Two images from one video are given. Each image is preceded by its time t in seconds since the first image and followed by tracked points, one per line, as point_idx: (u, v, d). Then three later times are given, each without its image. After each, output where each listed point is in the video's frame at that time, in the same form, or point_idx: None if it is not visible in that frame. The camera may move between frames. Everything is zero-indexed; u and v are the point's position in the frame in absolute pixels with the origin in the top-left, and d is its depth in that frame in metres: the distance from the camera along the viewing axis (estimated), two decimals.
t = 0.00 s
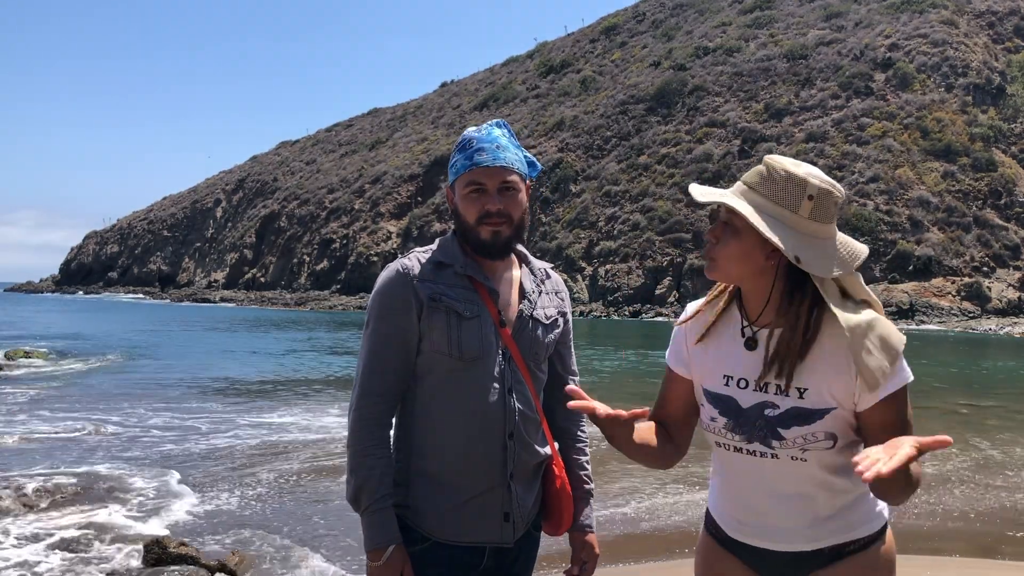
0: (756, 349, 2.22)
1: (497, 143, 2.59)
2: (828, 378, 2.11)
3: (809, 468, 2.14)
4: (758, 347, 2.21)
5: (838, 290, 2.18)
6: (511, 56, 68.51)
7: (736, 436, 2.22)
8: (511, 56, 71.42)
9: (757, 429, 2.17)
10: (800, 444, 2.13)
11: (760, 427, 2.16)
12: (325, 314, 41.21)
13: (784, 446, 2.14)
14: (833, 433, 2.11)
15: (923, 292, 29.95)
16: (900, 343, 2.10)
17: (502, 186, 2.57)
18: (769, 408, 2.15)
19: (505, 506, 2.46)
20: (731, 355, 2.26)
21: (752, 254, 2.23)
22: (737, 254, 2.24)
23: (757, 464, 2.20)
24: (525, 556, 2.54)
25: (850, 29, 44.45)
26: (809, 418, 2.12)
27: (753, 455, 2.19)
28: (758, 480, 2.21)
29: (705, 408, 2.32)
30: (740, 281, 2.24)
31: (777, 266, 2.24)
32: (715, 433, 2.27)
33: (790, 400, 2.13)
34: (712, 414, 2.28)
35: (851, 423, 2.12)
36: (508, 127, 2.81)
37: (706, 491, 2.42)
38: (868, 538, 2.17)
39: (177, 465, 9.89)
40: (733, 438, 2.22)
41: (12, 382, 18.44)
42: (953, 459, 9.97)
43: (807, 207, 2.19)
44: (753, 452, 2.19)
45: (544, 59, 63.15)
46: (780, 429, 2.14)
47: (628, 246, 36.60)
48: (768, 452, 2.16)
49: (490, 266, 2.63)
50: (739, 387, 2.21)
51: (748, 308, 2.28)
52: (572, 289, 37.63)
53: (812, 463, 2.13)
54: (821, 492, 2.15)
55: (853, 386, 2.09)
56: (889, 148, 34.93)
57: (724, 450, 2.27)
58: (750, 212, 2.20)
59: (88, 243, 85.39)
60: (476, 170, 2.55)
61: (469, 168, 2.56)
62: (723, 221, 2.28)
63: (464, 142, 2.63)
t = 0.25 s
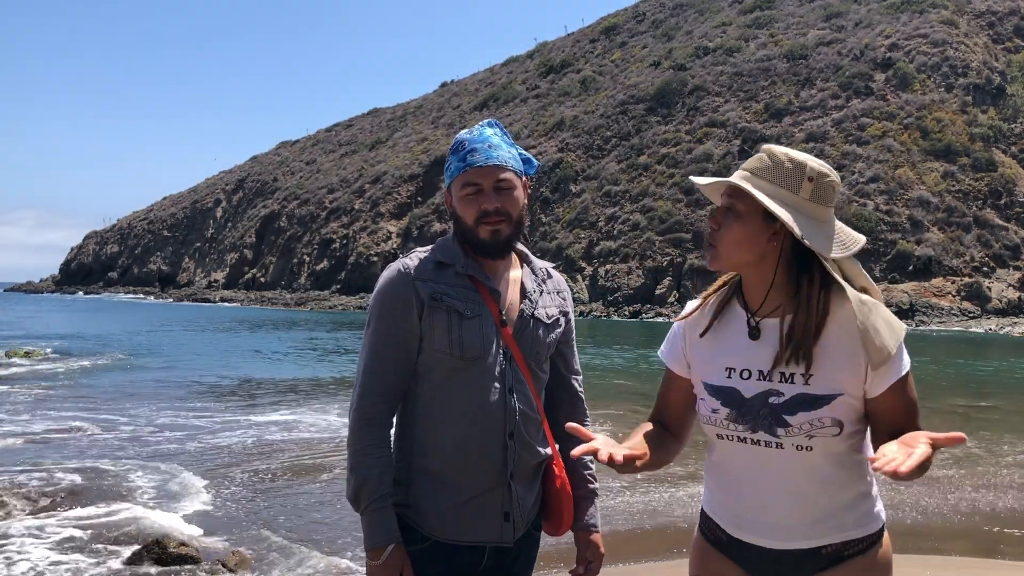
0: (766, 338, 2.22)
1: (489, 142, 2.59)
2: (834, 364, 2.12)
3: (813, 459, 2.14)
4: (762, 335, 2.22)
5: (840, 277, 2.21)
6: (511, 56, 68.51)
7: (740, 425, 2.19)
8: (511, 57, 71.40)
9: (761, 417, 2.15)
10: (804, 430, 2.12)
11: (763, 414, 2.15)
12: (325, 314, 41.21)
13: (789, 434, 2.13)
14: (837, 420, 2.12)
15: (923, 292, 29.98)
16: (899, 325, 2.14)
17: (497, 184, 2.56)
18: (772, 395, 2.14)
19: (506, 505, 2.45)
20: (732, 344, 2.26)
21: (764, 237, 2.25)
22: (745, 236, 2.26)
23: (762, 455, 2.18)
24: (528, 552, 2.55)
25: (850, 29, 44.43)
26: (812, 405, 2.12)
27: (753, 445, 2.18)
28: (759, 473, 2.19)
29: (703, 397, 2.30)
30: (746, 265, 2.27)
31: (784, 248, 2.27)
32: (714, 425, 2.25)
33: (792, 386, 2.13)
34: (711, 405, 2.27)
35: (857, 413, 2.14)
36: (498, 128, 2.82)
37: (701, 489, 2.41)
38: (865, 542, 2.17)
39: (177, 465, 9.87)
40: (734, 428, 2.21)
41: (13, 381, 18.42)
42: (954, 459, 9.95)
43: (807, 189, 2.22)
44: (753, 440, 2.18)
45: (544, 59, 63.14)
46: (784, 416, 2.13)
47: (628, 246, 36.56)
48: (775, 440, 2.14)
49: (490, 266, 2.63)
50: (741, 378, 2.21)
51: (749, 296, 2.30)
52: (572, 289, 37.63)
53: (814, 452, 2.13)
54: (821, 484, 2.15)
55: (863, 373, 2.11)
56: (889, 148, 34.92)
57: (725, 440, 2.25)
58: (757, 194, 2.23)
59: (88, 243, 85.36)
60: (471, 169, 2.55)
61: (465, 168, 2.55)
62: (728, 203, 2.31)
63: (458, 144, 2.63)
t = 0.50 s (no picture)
0: (763, 328, 2.24)
1: (481, 142, 2.61)
2: (831, 355, 2.15)
3: (810, 449, 2.15)
4: (759, 327, 2.24)
5: (837, 270, 2.24)
6: (511, 56, 68.54)
7: (737, 415, 2.20)
8: (511, 56, 71.42)
9: (757, 405, 2.17)
10: (802, 417, 2.13)
11: (760, 403, 2.17)
12: (325, 314, 41.24)
13: (785, 422, 2.14)
14: (836, 406, 2.13)
15: (923, 292, 30.04)
16: (896, 318, 2.18)
17: (491, 182, 2.57)
18: (768, 382, 2.16)
19: (503, 504, 2.46)
20: (727, 337, 2.29)
21: (763, 228, 2.28)
22: (741, 227, 2.29)
23: (759, 443, 2.19)
24: (528, 550, 2.55)
25: (850, 29, 44.46)
26: (808, 393, 2.13)
27: (751, 433, 2.19)
28: (757, 463, 2.20)
29: (699, 387, 2.31)
30: (743, 256, 2.30)
31: (783, 241, 2.30)
32: (708, 413, 2.27)
33: (790, 374, 2.15)
34: (705, 394, 2.28)
35: (855, 403, 2.16)
36: (493, 128, 2.83)
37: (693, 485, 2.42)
38: (857, 543, 2.20)
39: (180, 466, 9.88)
40: (731, 417, 2.22)
41: (14, 381, 18.42)
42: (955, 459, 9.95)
43: (802, 182, 2.26)
44: (749, 429, 2.19)
45: (544, 59, 63.18)
46: (782, 402, 2.15)
47: (628, 246, 36.57)
48: (772, 428, 2.16)
49: (491, 265, 2.64)
50: (737, 367, 2.23)
51: (745, 288, 2.34)
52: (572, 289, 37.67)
53: (809, 440, 2.14)
54: (818, 473, 2.16)
55: (863, 364, 2.14)
56: (889, 148, 34.94)
57: (721, 430, 2.26)
58: (755, 188, 2.26)
59: (88, 243, 85.41)
60: (467, 168, 2.56)
61: (460, 168, 2.57)
62: (724, 194, 2.35)
63: (455, 144, 2.64)
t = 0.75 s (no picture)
0: (760, 327, 2.25)
1: (484, 143, 2.62)
2: (827, 356, 2.15)
3: (804, 447, 2.16)
4: (755, 325, 2.25)
5: (834, 274, 2.26)
6: (511, 56, 68.56)
7: (732, 413, 2.21)
8: (511, 57, 71.44)
9: (751, 402, 2.18)
10: (797, 414, 2.14)
11: (755, 400, 2.17)
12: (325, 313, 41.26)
13: (781, 419, 2.15)
14: (830, 405, 2.13)
15: (923, 292, 30.13)
16: (891, 319, 2.18)
17: (492, 182, 2.58)
18: (765, 380, 2.17)
19: (497, 500, 2.46)
20: (721, 337, 2.30)
21: (764, 227, 2.31)
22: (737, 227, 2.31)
23: (754, 442, 2.20)
24: (523, 549, 2.54)
25: (850, 29, 44.46)
26: (804, 390, 2.14)
27: (746, 432, 2.20)
28: (752, 464, 2.21)
29: (694, 385, 2.32)
30: (741, 256, 2.32)
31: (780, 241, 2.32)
32: (705, 411, 2.28)
33: (786, 371, 2.16)
34: (701, 392, 2.30)
35: (850, 401, 2.16)
36: (499, 130, 2.84)
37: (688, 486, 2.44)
38: (852, 546, 2.20)
39: (180, 466, 9.86)
40: (725, 414, 2.23)
41: (15, 381, 18.41)
42: (955, 458, 9.94)
43: (798, 180, 2.27)
44: (746, 426, 2.20)
45: (544, 59, 63.18)
46: (777, 399, 2.15)
47: (628, 246, 36.57)
48: (767, 426, 2.17)
49: (491, 264, 2.64)
50: (732, 365, 2.24)
51: (743, 288, 2.35)
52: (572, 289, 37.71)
53: (806, 438, 2.15)
54: (813, 473, 2.17)
55: (857, 364, 2.15)
56: (889, 148, 34.94)
57: (717, 428, 2.26)
58: (755, 188, 2.27)
59: (88, 243, 85.35)
60: (468, 168, 2.58)
61: (462, 168, 2.59)
62: (722, 193, 2.36)
63: (458, 145, 2.65)
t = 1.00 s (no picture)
0: (761, 327, 2.26)
1: (504, 146, 2.63)
2: (827, 357, 2.16)
3: (803, 445, 2.16)
4: (757, 323, 2.26)
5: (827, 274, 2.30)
6: (511, 56, 68.56)
7: (730, 413, 2.21)
8: (511, 57, 71.48)
9: (750, 402, 2.18)
10: (795, 414, 2.15)
11: (753, 400, 2.18)
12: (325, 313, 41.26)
13: (780, 419, 2.15)
14: (828, 404, 2.14)
15: (923, 292, 30.23)
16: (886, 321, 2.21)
17: (505, 188, 2.60)
18: (763, 380, 2.18)
19: (495, 500, 2.44)
20: (723, 339, 2.30)
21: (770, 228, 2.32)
22: (739, 228, 2.32)
23: (752, 441, 2.20)
24: (520, 551, 2.53)
25: (850, 29, 44.48)
26: (803, 390, 2.15)
27: (744, 432, 2.20)
28: (751, 464, 2.21)
29: (691, 387, 2.33)
30: (744, 259, 2.32)
31: (783, 243, 2.36)
32: (704, 413, 2.27)
33: (786, 370, 2.17)
34: (700, 392, 2.29)
35: (847, 400, 2.17)
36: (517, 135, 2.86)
37: (685, 487, 2.44)
38: (849, 544, 2.21)
39: (179, 467, 9.85)
40: (725, 414, 2.22)
41: (15, 381, 18.39)
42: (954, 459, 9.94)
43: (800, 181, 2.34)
44: (744, 426, 2.20)
45: (544, 59, 63.19)
46: (776, 398, 2.16)
47: (628, 246, 36.56)
48: (765, 426, 2.17)
49: (491, 266, 2.64)
50: (731, 366, 2.25)
51: (743, 289, 2.36)
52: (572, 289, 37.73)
53: (803, 437, 2.15)
54: (811, 472, 2.17)
55: (855, 363, 2.17)
56: (889, 148, 34.95)
57: (715, 430, 2.26)
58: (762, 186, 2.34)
59: (88, 243, 85.37)
60: (479, 169, 2.59)
61: (474, 168, 2.60)
62: (732, 194, 2.38)
63: (474, 144, 2.67)
